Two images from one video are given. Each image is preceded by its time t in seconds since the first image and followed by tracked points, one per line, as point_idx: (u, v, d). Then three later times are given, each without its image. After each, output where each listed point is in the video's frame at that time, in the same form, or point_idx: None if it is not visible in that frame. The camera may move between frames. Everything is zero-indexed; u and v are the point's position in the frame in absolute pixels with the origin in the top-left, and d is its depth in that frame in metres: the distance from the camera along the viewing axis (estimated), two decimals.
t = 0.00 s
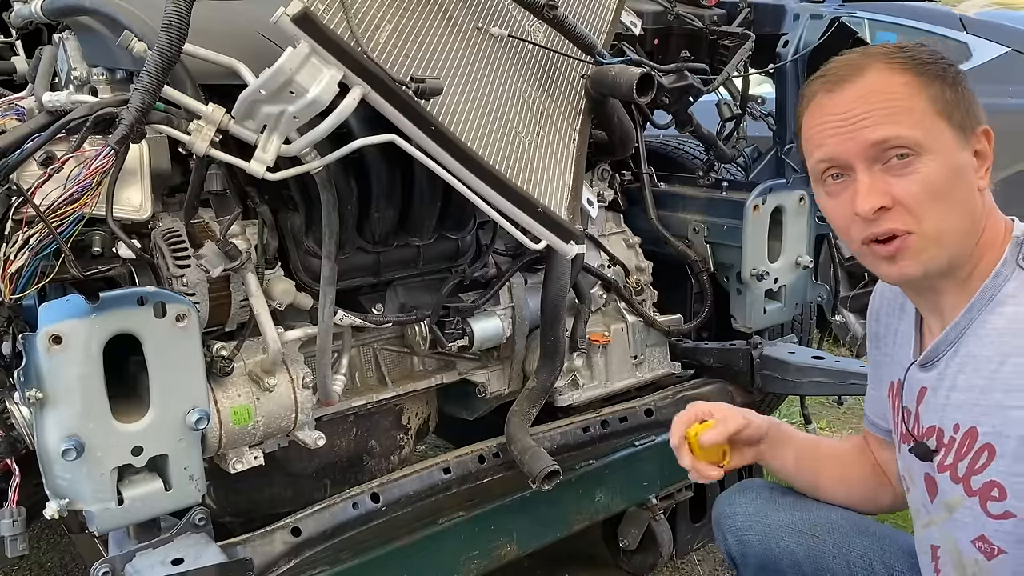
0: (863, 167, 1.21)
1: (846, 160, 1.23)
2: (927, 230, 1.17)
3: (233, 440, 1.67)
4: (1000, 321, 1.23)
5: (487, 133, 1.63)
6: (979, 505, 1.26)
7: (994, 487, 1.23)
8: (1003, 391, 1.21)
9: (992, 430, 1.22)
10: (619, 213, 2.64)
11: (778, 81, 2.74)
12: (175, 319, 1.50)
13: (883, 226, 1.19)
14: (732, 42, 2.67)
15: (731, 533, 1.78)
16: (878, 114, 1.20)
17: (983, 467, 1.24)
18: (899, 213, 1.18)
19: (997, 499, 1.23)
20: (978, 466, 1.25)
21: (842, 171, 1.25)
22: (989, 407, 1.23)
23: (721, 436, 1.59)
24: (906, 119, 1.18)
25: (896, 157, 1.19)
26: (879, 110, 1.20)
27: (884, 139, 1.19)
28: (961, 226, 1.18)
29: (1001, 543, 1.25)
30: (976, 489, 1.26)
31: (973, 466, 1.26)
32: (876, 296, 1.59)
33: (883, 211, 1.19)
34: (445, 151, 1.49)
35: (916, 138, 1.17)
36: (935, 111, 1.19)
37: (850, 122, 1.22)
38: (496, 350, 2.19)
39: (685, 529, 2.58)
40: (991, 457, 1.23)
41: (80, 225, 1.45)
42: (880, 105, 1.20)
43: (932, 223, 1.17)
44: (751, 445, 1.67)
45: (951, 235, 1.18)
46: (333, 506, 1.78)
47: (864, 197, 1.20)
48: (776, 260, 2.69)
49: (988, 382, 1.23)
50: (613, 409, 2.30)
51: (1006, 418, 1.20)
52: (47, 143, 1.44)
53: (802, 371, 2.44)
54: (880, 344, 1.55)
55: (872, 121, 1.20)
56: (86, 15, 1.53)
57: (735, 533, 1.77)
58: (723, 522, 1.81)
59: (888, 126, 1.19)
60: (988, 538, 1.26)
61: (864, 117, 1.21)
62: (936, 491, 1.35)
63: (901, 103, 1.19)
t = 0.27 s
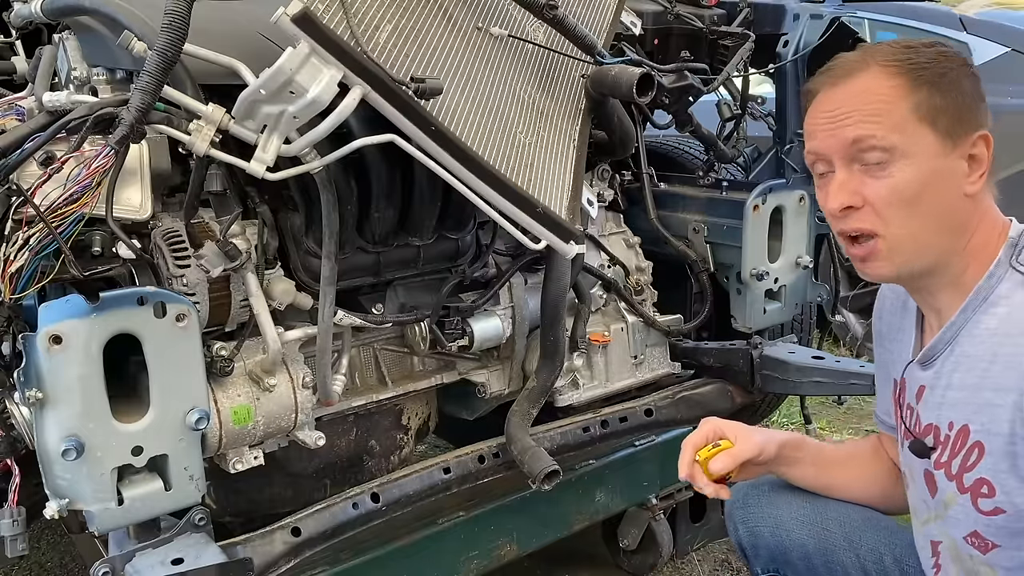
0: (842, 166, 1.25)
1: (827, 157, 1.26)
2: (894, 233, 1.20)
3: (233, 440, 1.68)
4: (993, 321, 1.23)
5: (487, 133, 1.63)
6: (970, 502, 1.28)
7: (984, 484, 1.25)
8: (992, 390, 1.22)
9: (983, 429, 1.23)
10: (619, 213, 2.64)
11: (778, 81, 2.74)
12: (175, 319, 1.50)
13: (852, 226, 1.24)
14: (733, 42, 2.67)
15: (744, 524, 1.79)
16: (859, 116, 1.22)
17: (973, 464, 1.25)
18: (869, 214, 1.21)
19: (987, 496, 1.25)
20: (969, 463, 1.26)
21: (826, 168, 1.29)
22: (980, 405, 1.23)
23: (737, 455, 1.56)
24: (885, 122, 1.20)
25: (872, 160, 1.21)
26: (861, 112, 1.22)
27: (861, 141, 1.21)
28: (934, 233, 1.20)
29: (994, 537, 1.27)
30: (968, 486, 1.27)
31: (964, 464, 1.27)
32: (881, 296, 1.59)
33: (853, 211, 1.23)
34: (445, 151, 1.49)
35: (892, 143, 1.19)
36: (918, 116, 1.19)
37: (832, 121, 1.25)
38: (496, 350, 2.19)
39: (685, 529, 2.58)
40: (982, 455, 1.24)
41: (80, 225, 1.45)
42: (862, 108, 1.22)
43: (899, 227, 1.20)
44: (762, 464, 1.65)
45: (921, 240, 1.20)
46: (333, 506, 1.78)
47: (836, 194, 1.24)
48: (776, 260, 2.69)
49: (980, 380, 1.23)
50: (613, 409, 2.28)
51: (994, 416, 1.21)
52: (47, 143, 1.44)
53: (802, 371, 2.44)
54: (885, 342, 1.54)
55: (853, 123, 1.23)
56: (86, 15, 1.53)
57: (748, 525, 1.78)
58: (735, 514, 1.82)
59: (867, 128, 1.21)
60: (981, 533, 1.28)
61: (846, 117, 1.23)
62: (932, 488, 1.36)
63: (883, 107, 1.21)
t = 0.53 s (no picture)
0: (839, 171, 1.28)
1: (828, 162, 1.30)
2: (886, 240, 1.23)
3: (233, 440, 1.68)
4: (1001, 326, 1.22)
5: (487, 133, 1.63)
6: (974, 506, 1.27)
7: (986, 490, 1.24)
8: (992, 398, 1.22)
9: (984, 434, 1.23)
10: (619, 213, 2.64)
11: (778, 81, 2.74)
12: (175, 319, 1.50)
13: (846, 229, 1.28)
14: (732, 42, 2.67)
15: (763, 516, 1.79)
16: (853, 125, 1.25)
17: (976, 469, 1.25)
18: (862, 221, 1.25)
19: (988, 503, 1.24)
20: (972, 468, 1.26)
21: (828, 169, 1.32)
22: (981, 412, 1.23)
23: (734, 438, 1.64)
24: (878, 133, 1.22)
25: (867, 169, 1.23)
26: (856, 121, 1.24)
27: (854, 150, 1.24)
28: (926, 242, 1.22)
29: (993, 545, 1.26)
30: (970, 490, 1.27)
31: (968, 469, 1.27)
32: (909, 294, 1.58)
33: (847, 216, 1.27)
34: (445, 151, 1.49)
35: (883, 153, 1.21)
36: (911, 127, 1.20)
37: (831, 127, 1.28)
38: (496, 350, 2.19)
39: (685, 529, 2.58)
40: (983, 461, 1.23)
41: (80, 225, 1.45)
42: (859, 116, 1.24)
43: (889, 235, 1.23)
44: (767, 448, 1.71)
45: (913, 247, 1.23)
46: (333, 506, 1.78)
47: (833, 200, 1.28)
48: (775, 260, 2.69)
49: (983, 387, 1.23)
50: (613, 409, 2.28)
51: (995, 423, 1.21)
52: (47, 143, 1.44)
53: (802, 371, 2.44)
54: (911, 339, 1.54)
55: (848, 131, 1.25)
56: (86, 15, 1.54)
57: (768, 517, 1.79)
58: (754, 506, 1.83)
59: (860, 138, 1.23)
60: (982, 538, 1.27)
61: (844, 126, 1.26)
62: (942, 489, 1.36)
63: (879, 117, 1.22)
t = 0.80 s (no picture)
0: (842, 174, 1.28)
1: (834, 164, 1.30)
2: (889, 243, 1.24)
3: (233, 440, 1.68)
4: (1014, 328, 1.22)
5: (487, 133, 1.63)
6: (982, 510, 1.26)
7: (995, 495, 1.22)
8: (1004, 403, 1.20)
9: (993, 440, 1.21)
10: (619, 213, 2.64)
11: (778, 81, 2.73)
12: (175, 319, 1.50)
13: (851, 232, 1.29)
14: (733, 42, 2.67)
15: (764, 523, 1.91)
16: (851, 131, 1.24)
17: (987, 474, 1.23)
18: (865, 224, 1.25)
19: (997, 509, 1.22)
20: (982, 472, 1.24)
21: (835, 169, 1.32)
22: (992, 416, 1.22)
23: (771, 296, 1.47)
24: (877, 139, 1.21)
25: (868, 174, 1.23)
26: (855, 127, 1.23)
27: (853, 156, 1.23)
28: (930, 246, 1.22)
29: (999, 551, 1.25)
30: (979, 494, 1.26)
31: (977, 472, 1.25)
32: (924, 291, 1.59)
33: (850, 220, 1.27)
34: (445, 151, 1.49)
35: (881, 161, 1.20)
36: (909, 133, 1.18)
37: (833, 130, 1.28)
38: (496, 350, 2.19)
39: (685, 529, 2.58)
40: (994, 466, 1.21)
41: (80, 225, 1.45)
42: (859, 122, 1.23)
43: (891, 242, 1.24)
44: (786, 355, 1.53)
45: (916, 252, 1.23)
46: (333, 506, 1.78)
47: (837, 202, 1.28)
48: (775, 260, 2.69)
49: (995, 390, 1.22)
50: (614, 409, 2.31)
51: (1005, 430, 1.19)
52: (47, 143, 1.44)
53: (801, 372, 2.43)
54: (923, 335, 1.56)
55: (849, 135, 1.24)
56: (86, 15, 1.54)
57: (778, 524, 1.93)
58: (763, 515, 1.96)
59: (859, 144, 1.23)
60: (989, 543, 1.27)
61: (846, 131, 1.25)
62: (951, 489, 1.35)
63: (877, 124, 1.20)
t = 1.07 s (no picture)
0: (861, 161, 1.28)
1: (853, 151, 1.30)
2: (906, 233, 1.24)
3: (233, 440, 1.68)
4: None
5: (487, 133, 1.63)
6: (993, 507, 1.25)
7: (1008, 492, 1.21)
8: (1018, 399, 1.20)
9: (1009, 435, 1.20)
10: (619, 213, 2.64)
11: (778, 81, 2.73)
12: (175, 319, 1.50)
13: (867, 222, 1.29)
14: (733, 42, 2.67)
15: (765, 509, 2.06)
16: (874, 115, 1.24)
17: (1000, 470, 1.22)
18: (883, 213, 1.25)
19: (1010, 505, 1.20)
20: (995, 469, 1.23)
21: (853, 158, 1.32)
22: (1007, 412, 1.21)
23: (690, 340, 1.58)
24: (900, 122, 1.21)
25: (890, 160, 1.23)
26: (877, 111, 1.23)
27: (874, 140, 1.23)
28: (949, 236, 1.22)
29: (1009, 549, 1.23)
30: (992, 492, 1.24)
31: (990, 469, 1.24)
32: (927, 284, 1.60)
33: (867, 207, 1.27)
34: (445, 151, 1.49)
35: (904, 144, 1.20)
36: (935, 117, 1.18)
37: (853, 115, 1.28)
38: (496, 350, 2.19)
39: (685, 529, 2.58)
40: (1008, 462, 1.20)
41: (80, 225, 1.45)
42: (883, 104, 1.23)
43: (907, 231, 1.24)
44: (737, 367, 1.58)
45: (932, 242, 1.23)
46: (333, 506, 1.77)
47: (855, 190, 1.28)
48: (776, 260, 2.69)
49: (1009, 386, 1.22)
50: (613, 409, 2.29)
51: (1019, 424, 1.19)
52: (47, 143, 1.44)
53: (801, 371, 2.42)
54: (928, 327, 1.57)
55: (871, 119, 1.24)
56: (86, 15, 1.54)
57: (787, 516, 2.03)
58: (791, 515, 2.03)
59: (882, 127, 1.23)
60: (997, 541, 1.25)
61: (869, 114, 1.25)
62: (960, 488, 1.34)
63: (902, 106, 1.21)
